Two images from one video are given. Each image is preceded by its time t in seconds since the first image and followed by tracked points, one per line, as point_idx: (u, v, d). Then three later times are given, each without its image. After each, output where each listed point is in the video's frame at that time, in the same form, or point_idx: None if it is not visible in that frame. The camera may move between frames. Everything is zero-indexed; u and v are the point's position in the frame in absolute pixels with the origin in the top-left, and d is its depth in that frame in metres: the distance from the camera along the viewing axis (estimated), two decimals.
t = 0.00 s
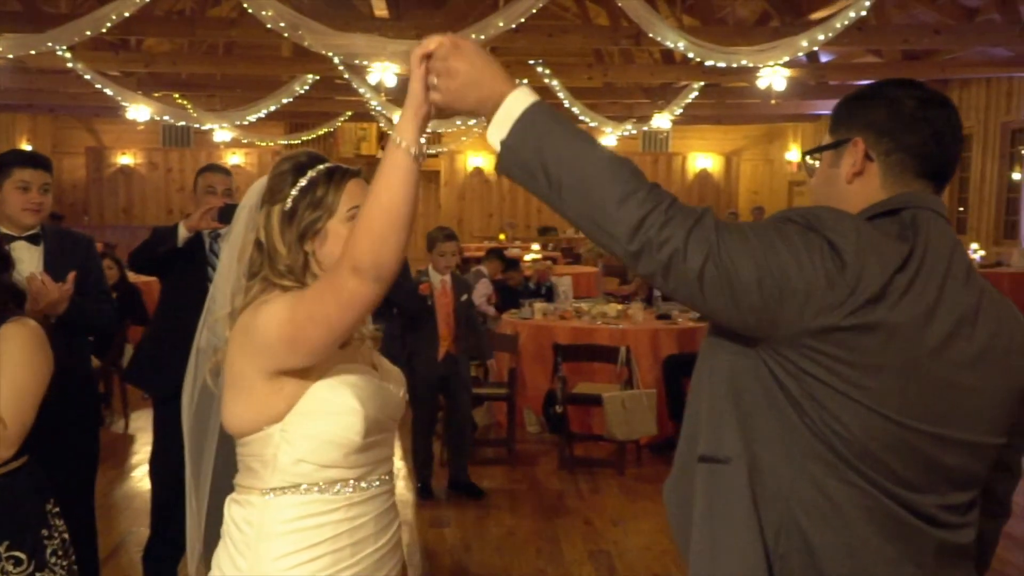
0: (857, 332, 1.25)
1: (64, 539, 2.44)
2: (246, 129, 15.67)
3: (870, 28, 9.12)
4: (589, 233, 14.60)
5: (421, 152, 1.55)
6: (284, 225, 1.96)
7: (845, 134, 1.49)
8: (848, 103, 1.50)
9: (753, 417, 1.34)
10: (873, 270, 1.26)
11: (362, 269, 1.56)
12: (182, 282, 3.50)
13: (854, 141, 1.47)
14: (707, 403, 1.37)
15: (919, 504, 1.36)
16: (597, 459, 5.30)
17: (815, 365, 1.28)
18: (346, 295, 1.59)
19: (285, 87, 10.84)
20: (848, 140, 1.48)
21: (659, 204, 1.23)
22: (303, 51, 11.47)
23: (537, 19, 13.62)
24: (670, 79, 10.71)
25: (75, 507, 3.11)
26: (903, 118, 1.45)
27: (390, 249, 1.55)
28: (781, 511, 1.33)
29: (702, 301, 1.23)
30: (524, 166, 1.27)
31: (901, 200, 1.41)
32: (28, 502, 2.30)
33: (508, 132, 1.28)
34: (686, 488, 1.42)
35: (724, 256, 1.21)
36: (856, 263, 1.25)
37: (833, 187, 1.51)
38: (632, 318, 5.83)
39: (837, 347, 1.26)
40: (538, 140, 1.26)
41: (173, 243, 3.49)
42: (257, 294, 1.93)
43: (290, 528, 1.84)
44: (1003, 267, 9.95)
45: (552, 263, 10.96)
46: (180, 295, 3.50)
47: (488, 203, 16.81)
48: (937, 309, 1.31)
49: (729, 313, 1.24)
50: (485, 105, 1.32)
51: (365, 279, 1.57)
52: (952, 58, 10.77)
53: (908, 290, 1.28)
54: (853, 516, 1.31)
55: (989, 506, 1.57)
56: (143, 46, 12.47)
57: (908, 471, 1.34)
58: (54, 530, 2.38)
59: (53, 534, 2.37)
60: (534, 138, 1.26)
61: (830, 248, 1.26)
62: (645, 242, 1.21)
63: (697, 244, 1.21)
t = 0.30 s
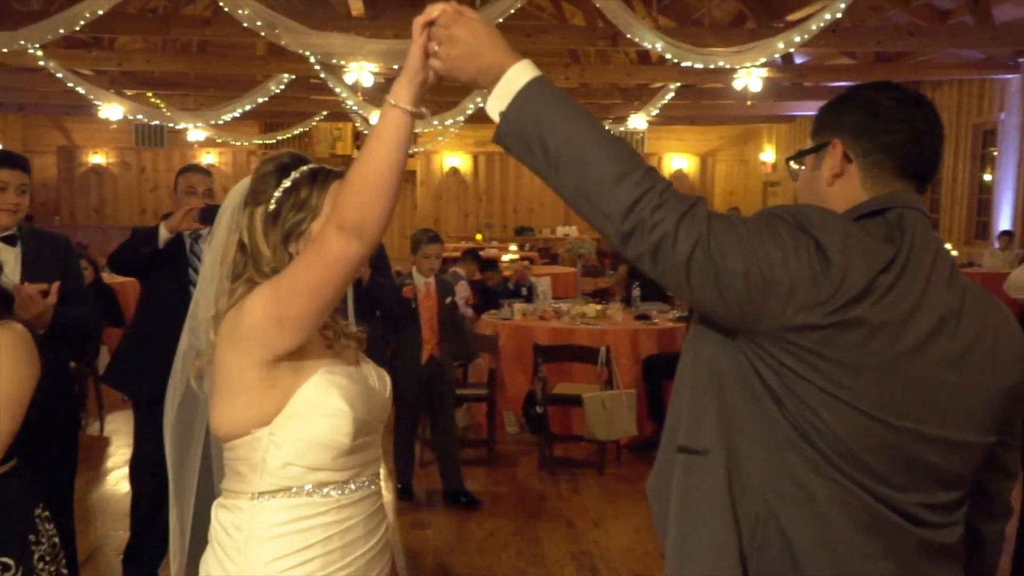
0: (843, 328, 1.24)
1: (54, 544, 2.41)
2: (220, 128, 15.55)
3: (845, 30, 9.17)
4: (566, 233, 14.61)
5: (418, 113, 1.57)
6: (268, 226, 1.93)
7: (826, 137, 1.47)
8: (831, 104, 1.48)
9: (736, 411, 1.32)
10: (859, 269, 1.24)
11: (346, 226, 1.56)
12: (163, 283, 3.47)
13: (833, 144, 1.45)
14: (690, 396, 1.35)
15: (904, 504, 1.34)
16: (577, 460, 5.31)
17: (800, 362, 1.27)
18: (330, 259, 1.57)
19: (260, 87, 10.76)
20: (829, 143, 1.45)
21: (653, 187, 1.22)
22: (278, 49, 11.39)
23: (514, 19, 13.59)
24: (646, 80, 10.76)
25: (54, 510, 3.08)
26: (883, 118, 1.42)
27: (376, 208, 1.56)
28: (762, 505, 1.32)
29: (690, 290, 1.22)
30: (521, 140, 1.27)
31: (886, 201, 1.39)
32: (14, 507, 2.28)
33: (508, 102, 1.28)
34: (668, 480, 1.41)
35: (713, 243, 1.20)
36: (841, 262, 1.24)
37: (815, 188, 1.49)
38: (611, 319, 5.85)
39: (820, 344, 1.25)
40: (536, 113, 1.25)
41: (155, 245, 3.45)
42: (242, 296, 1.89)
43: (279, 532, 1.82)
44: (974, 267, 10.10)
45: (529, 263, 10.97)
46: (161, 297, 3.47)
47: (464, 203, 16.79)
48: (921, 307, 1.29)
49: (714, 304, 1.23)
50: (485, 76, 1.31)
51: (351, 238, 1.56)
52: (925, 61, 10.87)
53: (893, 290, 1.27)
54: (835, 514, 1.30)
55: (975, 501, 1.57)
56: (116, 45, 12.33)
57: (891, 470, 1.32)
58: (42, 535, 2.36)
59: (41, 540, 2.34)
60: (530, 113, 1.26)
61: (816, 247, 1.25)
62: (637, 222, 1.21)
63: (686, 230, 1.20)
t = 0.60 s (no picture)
0: (830, 326, 1.24)
1: (44, 546, 2.44)
2: (198, 128, 15.45)
3: (824, 31, 9.23)
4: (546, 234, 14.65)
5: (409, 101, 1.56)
6: (256, 226, 1.91)
7: (810, 139, 1.47)
8: (814, 106, 1.48)
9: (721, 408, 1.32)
10: (845, 267, 1.25)
11: (338, 214, 1.55)
12: (147, 285, 3.44)
13: (817, 146, 1.45)
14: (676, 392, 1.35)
15: (888, 503, 1.34)
16: (561, 460, 5.32)
17: (788, 360, 1.27)
18: (324, 247, 1.57)
19: (239, 86, 10.68)
20: (814, 146, 1.45)
21: (644, 179, 1.22)
22: (258, 48, 11.32)
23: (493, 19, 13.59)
24: (626, 80, 10.79)
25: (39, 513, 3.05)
26: (865, 120, 1.43)
27: (368, 197, 1.54)
28: (745, 502, 1.32)
29: (680, 283, 1.22)
30: (516, 129, 1.26)
31: (872, 201, 1.40)
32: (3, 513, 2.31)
33: (503, 93, 1.28)
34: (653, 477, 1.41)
35: (704, 238, 1.20)
36: (829, 261, 1.24)
37: (801, 191, 1.49)
38: (594, 319, 5.87)
39: (807, 342, 1.25)
40: (531, 102, 1.25)
41: (139, 245, 3.43)
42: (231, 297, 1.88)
43: (273, 534, 1.81)
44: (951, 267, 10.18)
45: (511, 264, 10.99)
46: (144, 298, 3.44)
47: (444, 203, 16.77)
48: (909, 306, 1.29)
49: (703, 298, 1.23)
50: (480, 67, 1.30)
51: (342, 224, 1.55)
52: (902, 62, 10.97)
53: (880, 289, 1.26)
54: (817, 511, 1.30)
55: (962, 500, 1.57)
56: (93, 42, 12.21)
57: (875, 468, 1.32)
58: (31, 539, 2.38)
59: (30, 543, 2.37)
60: (527, 103, 1.25)
61: (806, 246, 1.25)
62: (628, 213, 1.21)
63: (677, 222, 1.20)
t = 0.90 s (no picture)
0: (816, 327, 1.23)
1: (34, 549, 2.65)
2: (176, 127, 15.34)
3: (803, 32, 9.26)
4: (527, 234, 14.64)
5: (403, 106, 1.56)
6: (245, 229, 1.89)
7: (793, 143, 1.44)
8: (798, 109, 1.45)
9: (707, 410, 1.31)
10: (831, 269, 1.23)
11: (334, 218, 1.54)
12: (130, 286, 3.42)
13: (800, 150, 1.42)
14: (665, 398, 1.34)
15: (876, 504, 1.33)
16: (545, 461, 5.32)
17: (772, 362, 1.26)
18: (319, 251, 1.56)
19: (218, 85, 10.60)
20: (798, 149, 1.43)
21: (630, 181, 1.20)
22: (237, 47, 11.24)
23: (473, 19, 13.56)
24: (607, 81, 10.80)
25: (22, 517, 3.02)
26: (850, 122, 1.40)
27: (365, 202, 1.54)
28: (731, 505, 1.31)
29: (666, 286, 1.21)
30: (506, 133, 1.25)
31: (860, 202, 1.37)
32: None
33: (492, 97, 1.28)
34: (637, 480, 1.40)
35: (689, 241, 1.18)
36: (815, 263, 1.23)
37: (784, 195, 1.46)
38: (577, 319, 5.87)
39: (792, 343, 1.24)
40: (520, 106, 1.25)
41: (122, 247, 3.43)
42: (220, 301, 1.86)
43: (266, 537, 1.80)
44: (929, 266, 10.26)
45: (492, 264, 10.98)
46: (128, 300, 3.42)
47: (424, 203, 16.73)
48: (896, 306, 1.27)
49: (688, 301, 1.21)
50: (474, 68, 1.30)
51: (339, 232, 1.55)
52: (880, 63, 11.05)
53: (867, 290, 1.25)
54: (803, 511, 1.29)
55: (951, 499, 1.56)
56: (69, 41, 12.10)
57: (861, 470, 1.31)
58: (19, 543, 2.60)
59: (18, 547, 2.59)
60: (518, 106, 1.25)
61: (792, 247, 1.24)
62: (614, 217, 1.19)
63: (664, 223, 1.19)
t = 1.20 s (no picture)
0: (797, 332, 1.23)
1: (21, 554, 2.75)
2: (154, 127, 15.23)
3: (783, 32, 9.29)
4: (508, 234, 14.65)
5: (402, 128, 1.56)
6: (235, 232, 1.88)
7: (777, 148, 1.42)
8: (782, 112, 1.42)
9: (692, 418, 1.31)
10: (812, 276, 1.24)
11: (336, 242, 1.54)
12: (115, 288, 3.40)
13: (783, 154, 1.40)
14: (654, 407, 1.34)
15: (863, 506, 1.32)
16: (529, 461, 5.32)
17: (757, 366, 1.26)
18: (316, 273, 1.56)
19: (197, 85, 10.52)
20: (780, 153, 1.40)
21: (610, 193, 1.19)
22: (216, 47, 11.17)
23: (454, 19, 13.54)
24: (588, 82, 10.81)
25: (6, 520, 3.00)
26: (833, 126, 1.37)
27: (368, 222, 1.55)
28: (717, 510, 1.30)
29: (650, 295, 1.20)
30: (485, 144, 1.23)
31: (847, 205, 1.36)
32: None
33: (473, 110, 1.25)
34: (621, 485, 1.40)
35: (669, 249, 1.18)
36: (795, 271, 1.23)
37: (771, 199, 1.44)
38: (561, 320, 5.88)
39: (773, 349, 1.24)
40: (500, 118, 1.22)
41: (106, 248, 3.38)
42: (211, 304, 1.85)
43: (258, 541, 1.79)
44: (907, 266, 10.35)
45: (473, 265, 10.98)
46: (111, 303, 3.39)
47: (404, 203, 16.69)
48: (879, 308, 1.27)
49: (671, 309, 1.21)
50: (449, 86, 1.29)
51: (341, 255, 1.55)
52: (859, 64, 11.13)
53: (848, 295, 1.26)
54: (789, 514, 1.29)
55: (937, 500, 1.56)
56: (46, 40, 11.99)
57: (845, 473, 1.31)
58: (7, 548, 2.70)
59: (6, 551, 2.70)
60: (498, 116, 1.23)
61: (775, 256, 1.25)
62: (595, 227, 1.18)
63: (644, 231, 1.18)
